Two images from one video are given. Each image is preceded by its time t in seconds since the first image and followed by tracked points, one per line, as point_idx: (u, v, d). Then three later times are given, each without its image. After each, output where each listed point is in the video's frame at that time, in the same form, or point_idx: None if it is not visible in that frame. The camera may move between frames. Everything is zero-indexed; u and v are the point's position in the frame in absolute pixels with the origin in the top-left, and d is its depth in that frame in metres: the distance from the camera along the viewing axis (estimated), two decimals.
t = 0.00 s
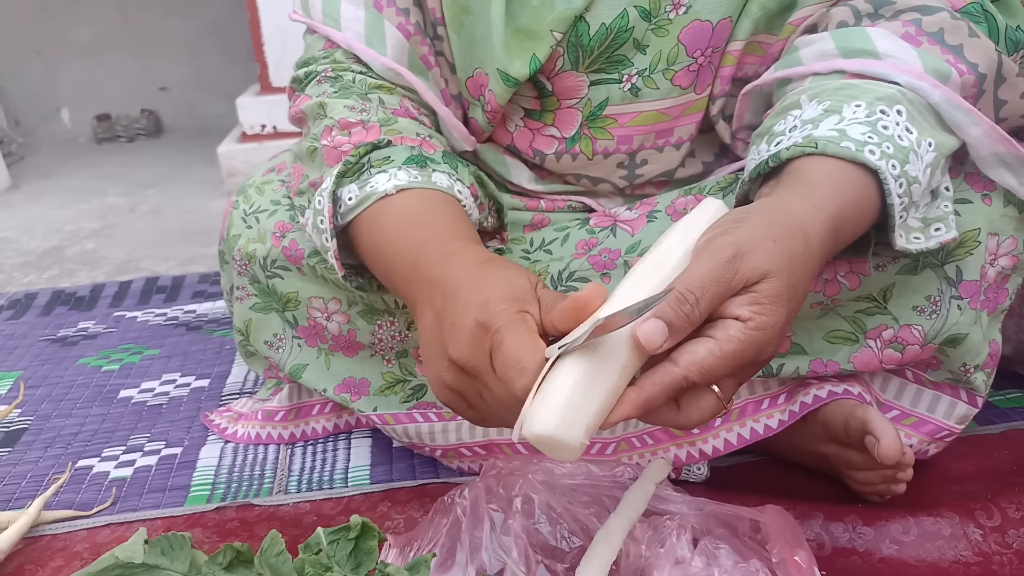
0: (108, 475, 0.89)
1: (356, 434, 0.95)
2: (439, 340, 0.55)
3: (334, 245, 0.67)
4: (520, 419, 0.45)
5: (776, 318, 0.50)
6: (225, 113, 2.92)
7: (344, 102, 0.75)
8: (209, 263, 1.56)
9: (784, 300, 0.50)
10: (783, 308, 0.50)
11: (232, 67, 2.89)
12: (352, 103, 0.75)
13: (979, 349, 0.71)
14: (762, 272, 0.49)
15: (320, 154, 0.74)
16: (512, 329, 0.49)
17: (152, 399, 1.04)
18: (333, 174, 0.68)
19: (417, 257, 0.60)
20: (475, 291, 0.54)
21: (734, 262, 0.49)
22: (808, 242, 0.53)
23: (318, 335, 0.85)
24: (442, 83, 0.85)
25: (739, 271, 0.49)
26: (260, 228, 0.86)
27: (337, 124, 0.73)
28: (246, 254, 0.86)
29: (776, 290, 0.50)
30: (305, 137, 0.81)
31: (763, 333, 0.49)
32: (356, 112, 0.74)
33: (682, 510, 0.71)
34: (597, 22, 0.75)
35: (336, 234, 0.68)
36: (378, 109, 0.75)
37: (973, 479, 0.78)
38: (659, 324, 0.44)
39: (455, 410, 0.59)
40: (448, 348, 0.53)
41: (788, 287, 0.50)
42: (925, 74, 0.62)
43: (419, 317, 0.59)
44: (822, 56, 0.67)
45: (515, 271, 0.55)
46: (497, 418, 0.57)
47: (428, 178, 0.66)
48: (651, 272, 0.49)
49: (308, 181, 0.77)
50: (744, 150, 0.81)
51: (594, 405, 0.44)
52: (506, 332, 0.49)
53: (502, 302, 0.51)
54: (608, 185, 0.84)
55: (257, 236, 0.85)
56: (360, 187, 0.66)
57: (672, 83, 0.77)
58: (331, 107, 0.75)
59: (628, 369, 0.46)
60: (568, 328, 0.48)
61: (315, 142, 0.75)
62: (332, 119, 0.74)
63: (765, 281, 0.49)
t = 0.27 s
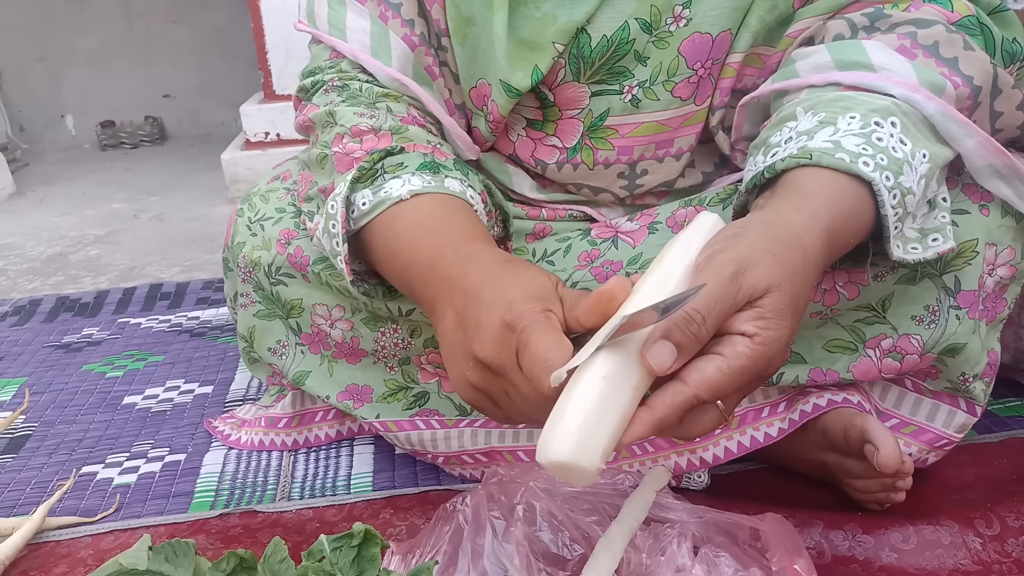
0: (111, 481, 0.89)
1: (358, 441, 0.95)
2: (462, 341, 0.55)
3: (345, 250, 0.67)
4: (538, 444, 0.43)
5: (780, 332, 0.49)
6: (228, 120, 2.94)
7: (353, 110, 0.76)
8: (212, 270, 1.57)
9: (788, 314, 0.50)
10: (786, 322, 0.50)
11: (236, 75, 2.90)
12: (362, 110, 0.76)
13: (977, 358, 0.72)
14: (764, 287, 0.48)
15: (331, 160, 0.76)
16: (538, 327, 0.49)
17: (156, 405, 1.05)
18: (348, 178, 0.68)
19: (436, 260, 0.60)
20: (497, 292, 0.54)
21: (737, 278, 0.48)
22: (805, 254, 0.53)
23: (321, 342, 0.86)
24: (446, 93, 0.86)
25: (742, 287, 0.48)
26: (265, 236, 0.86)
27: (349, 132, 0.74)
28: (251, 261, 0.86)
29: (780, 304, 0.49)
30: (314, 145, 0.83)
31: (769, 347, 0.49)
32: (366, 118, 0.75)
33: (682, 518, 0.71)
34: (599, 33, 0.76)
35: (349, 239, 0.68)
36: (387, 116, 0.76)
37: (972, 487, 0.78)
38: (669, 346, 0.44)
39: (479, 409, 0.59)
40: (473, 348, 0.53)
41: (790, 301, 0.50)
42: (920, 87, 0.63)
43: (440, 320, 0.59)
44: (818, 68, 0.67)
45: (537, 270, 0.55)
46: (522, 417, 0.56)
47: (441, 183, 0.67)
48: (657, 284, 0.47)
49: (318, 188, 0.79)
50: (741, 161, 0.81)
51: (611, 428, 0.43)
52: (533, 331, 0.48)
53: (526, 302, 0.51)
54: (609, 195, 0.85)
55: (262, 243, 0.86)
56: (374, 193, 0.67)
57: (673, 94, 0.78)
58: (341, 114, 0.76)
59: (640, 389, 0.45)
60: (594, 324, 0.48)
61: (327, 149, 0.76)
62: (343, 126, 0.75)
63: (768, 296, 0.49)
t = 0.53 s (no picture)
0: (114, 486, 0.90)
1: (360, 446, 0.96)
2: (489, 338, 0.55)
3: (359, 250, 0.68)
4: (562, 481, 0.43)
5: (794, 349, 0.49)
6: (230, 125, 2.95)
7: (363, 114, 0.76)
8: (215, 275, 1.57)
9: (800, 330, 0.49)
10: (800, 337, 0.49)
11: (238, 80, 2.91)
12: (372, 114, 0.76)
13: (977, 367, 0.72)
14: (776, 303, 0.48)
15: (342, 165, 0.75)
16: (570, 322, 0.49)
17: (159, 410, 1.05)
18: (364, 180, 0.68)
19: (457, 260, 0.61)
20: (524, 288, 0.54)
21: (749, 296, 0.47)
22: (812, 268, 0.52)
23: (324, 347, 0.86)
24: (449, 100, 0.86)
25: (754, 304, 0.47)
26: (269, 240, 0.87)
27: (361, 137, 0.74)
28: (255, 266, 0.87)
29: (792, 320, 0.49)
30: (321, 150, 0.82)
31: (784, 365, 0.48)
32: (378, 122, 0.75)
33: (682, 525, 0.72)
34: (601, 42, 0.77)
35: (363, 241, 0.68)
36: (397, 121, 0.76)
37: (972, 494, 0.79)
38: (684, 370, 0.43)
39: (506, 404, 0.59)
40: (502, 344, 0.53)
41: (802, 317, 0.49)
42: (920, 98, 0.63)
43: (464, 317, 0.59)
44: (819, 80, 0.67)
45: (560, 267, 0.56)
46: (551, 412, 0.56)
47: (456, 185, 0.67)
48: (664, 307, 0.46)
49: (329, 192, 0.77)
50: (742, 170, 0.82)
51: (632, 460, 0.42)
52: (564, 326, 0.49)
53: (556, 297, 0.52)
54: (609, 203, 0.86)
55: (265, 248, 0.86)
56: (391, 195, 0.67)
57: (673, 103, 0.78)
58: (352, 119, 0.76)
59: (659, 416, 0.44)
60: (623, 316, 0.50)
61: (337, 154, 0.76)
62: (355, 132, 0.75)
63: (779, 313, 0.48)
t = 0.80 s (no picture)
0: (112, 486, 0.90)
1: (358, 446, 0.96)
2: (514, 325, 0.56)
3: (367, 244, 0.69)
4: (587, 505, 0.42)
5: (806, 355, 0.49)
6: (230, 125, 2.95)
7: (371, 112, 0.76)
8: (214, 275, 1.57)
9: (812, 337, 0.49)
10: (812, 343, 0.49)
11: (238, 80, 2.91)
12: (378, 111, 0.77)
13: (975, 368, 0.73)
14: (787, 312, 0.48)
15: (351, 161, 0.76)
16: (595, 307, 0.50)
17: (158, 409, 1.05)
18: (377, 174, 0.69)
19: (474, 252, 0.62)
20: (547, 275, 0.55)
21: (760, 306, 0.47)
22: (818, 274, 0.52)
23: (323, 346, 0.86)
24: (448, 100, 0.86)
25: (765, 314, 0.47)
26: (270, 239, 0.87)
27: (370, 134, 0.75)
28: (255, 265, 0.87)
29: (803, 328, 0.49)
30: (326, 149, 0.82)
31: (798, 373, 0.48)
32: (387, 118, 0.75)
33: (680, 525, 0.72)
34: (599, 43, 0.77)
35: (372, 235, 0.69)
36: (404, 117, 0.76)
37: (969, 495, 0.79)
38: (704, 385, 0.42)
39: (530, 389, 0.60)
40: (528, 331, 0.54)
41: (812, 325, 0.50)
42: (917, 102, 0.63)
43: (486, 306, 0.60)
44: (815, 84, 0.68)
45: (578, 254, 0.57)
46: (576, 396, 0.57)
47: (467, 179, 0.68)
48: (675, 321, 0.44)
49: (336, 188, 0.78)
50: (740, 171, 0.82)
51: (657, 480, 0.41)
52: (590, 311, 0.50)
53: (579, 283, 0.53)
54: (608, 203, 0.86)
55: (266, 247, 0.86)
56: (402, 190, 0.67)
57: (671, 104, 0.79)
58: (359, 117, 0.76)
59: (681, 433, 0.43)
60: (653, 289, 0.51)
61: (345, 150, 0.76)
62: (364, 129, 0.76)
63: (790, 321, 0.49)
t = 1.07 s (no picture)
0: (112, 484, 0.90)
1: (358, 445, 0.96)
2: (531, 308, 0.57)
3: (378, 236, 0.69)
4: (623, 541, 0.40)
5: (821, 363, 0.48)
6: (230, 125, 2.95)
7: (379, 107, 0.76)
8: (214, 274, 1.57)
9: (823, 344, 0.49)
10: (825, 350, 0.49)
11: (239, 80, 2.92)
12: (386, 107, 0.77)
13: (974, 368, 0.73)
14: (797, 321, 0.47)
15: (359, 156, 0.76)
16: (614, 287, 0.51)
17: (158, 408, 1.05)
18: (389, 166, 0.69)
19: (491, 236, 0.62)
20: (565, 258, 0.55)
21: (771, 316, 0.46)
22: (821, 279, 0.52)
23: (324, 344, 0.87)
24: (449, 97, 0.86)
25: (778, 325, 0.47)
26: (272, 237, 0.87)
27: (379, 129, 0.75)
28: (257, 262, 0.87)
29: (814, 334, 0.48)
30: (332, 144, 0.82)
31: (814, 380, 0.48)
32: (398, 113, 0.75)
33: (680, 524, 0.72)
34: (599, 40, 0.77)
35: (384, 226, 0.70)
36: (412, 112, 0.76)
37: (969, 495, 0.79)
38: (724, 402, 0.41)
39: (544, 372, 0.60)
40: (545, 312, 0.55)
41: (822, 331, 0.49)
42: (916, 105, 0.63)
43: (502, 291, 0.60)
44: (814, 86, 0.68)
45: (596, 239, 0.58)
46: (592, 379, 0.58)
47: (480, 172, 0.68)
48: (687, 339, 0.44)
49: (343, 182, 0.78)
50: (740, 171, 0.82)
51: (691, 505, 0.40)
52: (609, 291, 0.51)
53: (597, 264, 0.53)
54: (608, 202, 0.86)
55: (268, 244, 0.87)
56: (415, 181, 0.68)
57: (671, 102, 0.79)
58: (368, 113, 0.76)
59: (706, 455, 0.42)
60: (672, 271, 0.52)
61: (354, 146, 0.77)
62: (373, 124, 0.76)
63: (801, 328, 0.48)
